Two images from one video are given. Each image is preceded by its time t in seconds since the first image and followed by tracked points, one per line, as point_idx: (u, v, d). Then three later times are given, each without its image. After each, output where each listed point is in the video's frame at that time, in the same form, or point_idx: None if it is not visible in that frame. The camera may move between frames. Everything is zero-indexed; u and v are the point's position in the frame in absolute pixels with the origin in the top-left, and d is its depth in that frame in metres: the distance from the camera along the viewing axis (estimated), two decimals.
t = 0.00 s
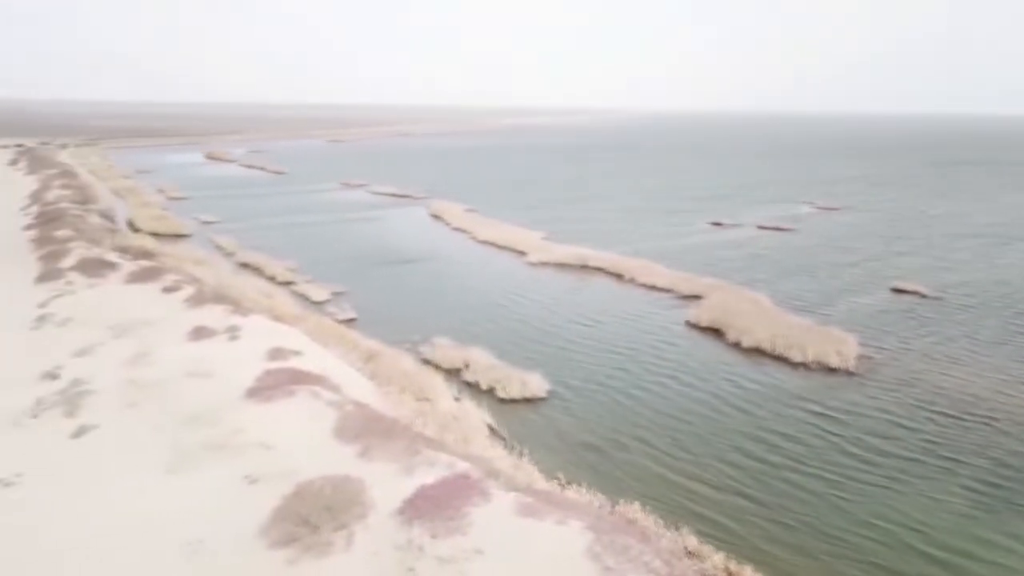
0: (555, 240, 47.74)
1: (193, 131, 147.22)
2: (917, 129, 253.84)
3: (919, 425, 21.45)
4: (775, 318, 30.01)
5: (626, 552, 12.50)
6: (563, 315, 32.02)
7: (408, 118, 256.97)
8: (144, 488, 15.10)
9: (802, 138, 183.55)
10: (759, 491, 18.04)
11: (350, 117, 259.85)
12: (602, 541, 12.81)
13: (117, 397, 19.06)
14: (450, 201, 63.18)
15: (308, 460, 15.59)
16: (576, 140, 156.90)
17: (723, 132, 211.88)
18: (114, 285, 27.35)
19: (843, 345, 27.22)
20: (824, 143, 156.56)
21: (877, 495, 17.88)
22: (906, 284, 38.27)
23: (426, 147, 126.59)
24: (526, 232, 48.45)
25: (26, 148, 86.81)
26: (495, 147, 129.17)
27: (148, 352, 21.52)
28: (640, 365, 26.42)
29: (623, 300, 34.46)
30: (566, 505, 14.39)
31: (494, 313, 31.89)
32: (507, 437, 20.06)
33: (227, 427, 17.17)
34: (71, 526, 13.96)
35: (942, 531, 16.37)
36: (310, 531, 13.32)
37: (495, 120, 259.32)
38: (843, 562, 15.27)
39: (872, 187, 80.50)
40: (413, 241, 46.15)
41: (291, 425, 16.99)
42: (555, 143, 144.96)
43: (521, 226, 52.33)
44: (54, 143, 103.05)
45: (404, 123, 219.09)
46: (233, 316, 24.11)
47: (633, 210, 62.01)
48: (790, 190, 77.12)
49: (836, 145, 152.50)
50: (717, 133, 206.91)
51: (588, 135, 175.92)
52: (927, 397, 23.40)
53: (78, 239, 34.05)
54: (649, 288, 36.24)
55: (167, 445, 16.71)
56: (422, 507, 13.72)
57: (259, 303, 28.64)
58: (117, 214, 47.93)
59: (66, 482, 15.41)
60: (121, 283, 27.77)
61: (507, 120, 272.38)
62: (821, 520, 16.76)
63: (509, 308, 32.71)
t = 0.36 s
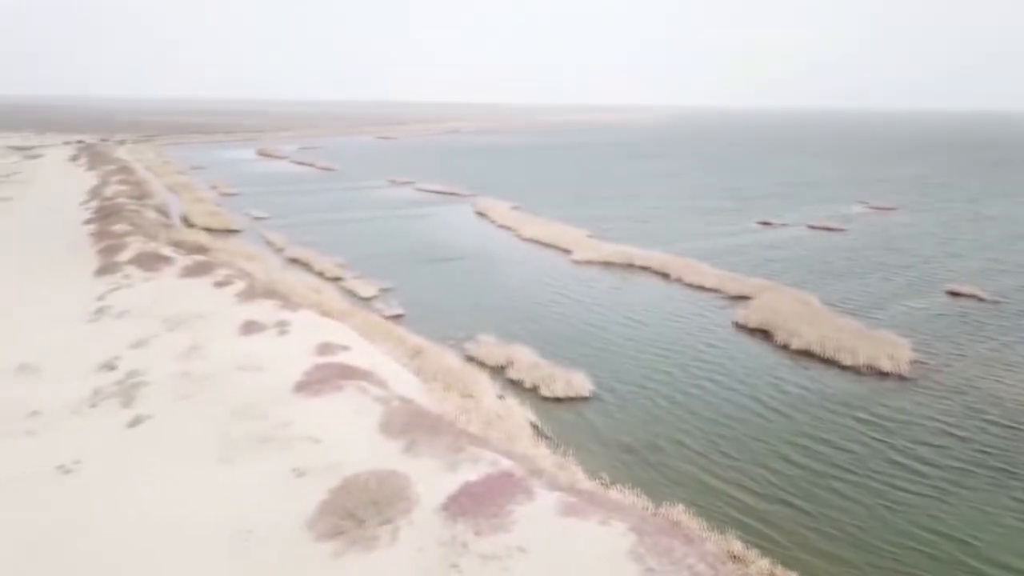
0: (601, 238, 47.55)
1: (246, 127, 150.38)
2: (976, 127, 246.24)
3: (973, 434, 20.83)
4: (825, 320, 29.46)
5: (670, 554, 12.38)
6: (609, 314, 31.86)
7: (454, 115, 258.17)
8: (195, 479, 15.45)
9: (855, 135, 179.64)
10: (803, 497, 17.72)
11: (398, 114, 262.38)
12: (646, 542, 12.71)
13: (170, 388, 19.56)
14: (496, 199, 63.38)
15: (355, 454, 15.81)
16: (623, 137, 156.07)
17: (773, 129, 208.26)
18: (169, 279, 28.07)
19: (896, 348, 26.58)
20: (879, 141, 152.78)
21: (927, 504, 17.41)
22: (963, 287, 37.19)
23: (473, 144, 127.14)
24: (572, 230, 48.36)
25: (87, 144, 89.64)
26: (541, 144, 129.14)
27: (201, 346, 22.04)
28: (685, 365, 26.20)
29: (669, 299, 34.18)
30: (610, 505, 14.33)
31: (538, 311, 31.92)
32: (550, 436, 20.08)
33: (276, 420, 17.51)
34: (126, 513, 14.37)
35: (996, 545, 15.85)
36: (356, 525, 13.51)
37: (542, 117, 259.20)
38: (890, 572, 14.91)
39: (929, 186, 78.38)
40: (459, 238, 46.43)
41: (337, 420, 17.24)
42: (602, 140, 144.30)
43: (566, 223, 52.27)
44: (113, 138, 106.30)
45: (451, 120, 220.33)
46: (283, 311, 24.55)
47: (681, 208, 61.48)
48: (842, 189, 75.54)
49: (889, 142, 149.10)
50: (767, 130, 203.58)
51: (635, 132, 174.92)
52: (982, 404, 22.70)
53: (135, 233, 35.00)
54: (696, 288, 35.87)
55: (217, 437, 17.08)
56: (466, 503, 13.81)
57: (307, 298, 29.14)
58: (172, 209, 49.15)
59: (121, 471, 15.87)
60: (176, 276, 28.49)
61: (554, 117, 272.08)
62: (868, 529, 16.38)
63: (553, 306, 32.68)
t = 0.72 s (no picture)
0: (642, 237, 47.26)
1: (291, 125, 152.56)
2: None
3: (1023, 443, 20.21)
4: (871, 323, 28.86)
5: (709, 558, 12.22)
6: (649, 314, 31.66)
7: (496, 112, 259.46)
8: (239, 472, 15.73)
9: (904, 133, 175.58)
10: (843, 504, 17.40)
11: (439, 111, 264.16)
12: (685, 546, 12.57)
13: (216, 382, 19.95)
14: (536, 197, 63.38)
15: (395, 450, 15.96)
16: (664, 135, 154.69)
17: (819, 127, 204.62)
18: (215, 274, 28.63)
19: (945, 353, 25.93)
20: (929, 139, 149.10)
21: (972, 514, 16.97)
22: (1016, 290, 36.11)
23: (514, 141, 127.26)
24: (613, 229, 48.13)
25: (137, 140, 91.81)
26: (582, 142, 128.76)
27: (246, 340, 22.44)
28: (726, 367, 25.91)
29: (711, 299, 33.82)
30: (649, 507, 14.23)
31: (578, 310, 31.84)
32: (589, 436, 20.03)
33: (318, 415, 17.76)
34: (173, 503, 14.70)
35: None
36: (396, 521, 13.64)
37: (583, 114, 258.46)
38: None
39: (982, 185, 76.26)
40: (499, 236, 46.55)
41: (378, 416, 17.41)
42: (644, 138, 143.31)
43: (607, 222, 52.07)
44: (162, 136, 108.79)
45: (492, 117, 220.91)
46: (325, 307, 24.88)
47: (723, 207, 60.84)
48: (890, 188, 73.92)
49: (939, 141, 145.49)
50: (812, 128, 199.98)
51: (676, 130, 173.37)
52: None
53: (182, 229, 35.74)
54: (738, 288, 35.44)
55: (261, 430, 17.38)
56: (504, 502, 13.84)
57: (349, 294, 29.48)
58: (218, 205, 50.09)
59: (169, 462, 16.23)
60: (222, 272, 29.04)
61: (594, 115, 270.45)
62: (910, 539, 16.01)
63: (592, 306, 32.58)
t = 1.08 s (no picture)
0: (682, 237, 46.85)
1: (333, 124, 154.42)
2: None
3: None
4: (917, 327, 28.22)
5: (749, 564, 12.07)
6: (688, 315, 31.39)
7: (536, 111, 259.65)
8: (281, 467, 16.02)
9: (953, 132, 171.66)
10: (882, 512, 17.08)
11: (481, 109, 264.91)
12: (724, 550, 12.43)
13: (259, 378, 20.30)
14: (576, 196, 63.24)
15: (434, 448, 16.08)
16: (706, 133, 153.18)
17: (865, 126, 200.65)
18: (259, 272, 29.14)
19: (996, 358, 25.23)
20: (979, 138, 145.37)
21: (1016, 527, 16.52)
22: None
23: (554, 140, 127.00)
24: (653, 229, 47.81)
25: (184, 139, 93.69)
26: (622, 141, 128.02)
27: (288, 337, 22.78)
28: (766, 370, 25.58)
29: (752, 301, 33.40)
30: (688, 511, 14.10)
31: (617, 310, 31.73)
32: (627, 437, 19.97)
33: (359, 412, 17.97)
34: (217, 496, 15.03)
35: None
36: (434, 519, 13.74)
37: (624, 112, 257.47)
38: None
39: None
40: (538, 235, 46.56)
41: (417, 414, 17.57)
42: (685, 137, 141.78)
43: (646, 222, 51.74)
44: (207, 134, 110.82)
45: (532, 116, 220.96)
46: (366, 305, 25.15)
47: (765, 207, 60.04)
48: (940, 189, 72.12)
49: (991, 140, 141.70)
50: (859, 127, 196.08)
51: (718, 129, 171.37)
52: None
53: (227, 227, 36.39)
54: (781, 290, 34.95)
55: (303, 426, 17.65)
56: (542, 502, 13.85)
57: (389, 292, 29.77)
58: (262, 203, 50.94)
59: (213, 456, 16.56)
60: (266, 269, 29.56)
61: (635, 113, 268.92)
62: (952, 551, 15.65)
63: (632, 306, 32.42)
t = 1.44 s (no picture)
0: (719, 238, 46.43)
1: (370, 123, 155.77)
2: None
3: None
4: (960, 332, 27.61)
5: (785, 570, 11.92)
6: (724, 317, 31.13)
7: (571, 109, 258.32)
8: (317, 463, 16.25)
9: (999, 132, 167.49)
10: (918, 520, 16.76)
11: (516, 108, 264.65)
12: (759, 556, 12.30)
13: (297, 375, 20.60)
14: (612, 196, 62.99)
15: (468, 448, 16.17)
16: (744, 133, 151.18)
17: (908, 125, 196.63)
18: (297, 270, 29.56)
19: None
20: None
21: None
22: None
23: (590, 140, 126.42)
24: (689, 229, 47.45)
25: (224, 138, 95.10)
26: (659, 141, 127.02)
27: (325, 335, 23.07)
28: (802, 374, 25.24)
29: (790, 304, 32.99)
30: (722, 516, 13.99)
31: (651, 311, 31.60)
32: (661, 440, 19.90)
33: (394, 410, 18.14)
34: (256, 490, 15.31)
35: None
36: (468, 518, 13.81)
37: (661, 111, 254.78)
38: None
39: None
40: (573, 235, 46.50)
41: (451, 413, 17.68)
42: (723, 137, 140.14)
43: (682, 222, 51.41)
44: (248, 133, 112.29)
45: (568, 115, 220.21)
46: (402, 304, 25.38)
47: (803, 208, 59.29)
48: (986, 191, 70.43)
49: None
50: (901, 126, 192.33)
51: (756, 128, 169.27)
52: None
53: (267, 225, 36.96)
54: (819, 293, 34.49)
55: (339, 423, 17.89)
56: (575, 504, 13.85)
57: (424, 291, 29.99)
58: (300, 202, 51.61)
59: (251, 451, 16.84)
60: (304, 267, 29.96)
61: (672, 112, 266.65)
62: (990, 563, 15.31)
63: (666, 307, 32.25)
